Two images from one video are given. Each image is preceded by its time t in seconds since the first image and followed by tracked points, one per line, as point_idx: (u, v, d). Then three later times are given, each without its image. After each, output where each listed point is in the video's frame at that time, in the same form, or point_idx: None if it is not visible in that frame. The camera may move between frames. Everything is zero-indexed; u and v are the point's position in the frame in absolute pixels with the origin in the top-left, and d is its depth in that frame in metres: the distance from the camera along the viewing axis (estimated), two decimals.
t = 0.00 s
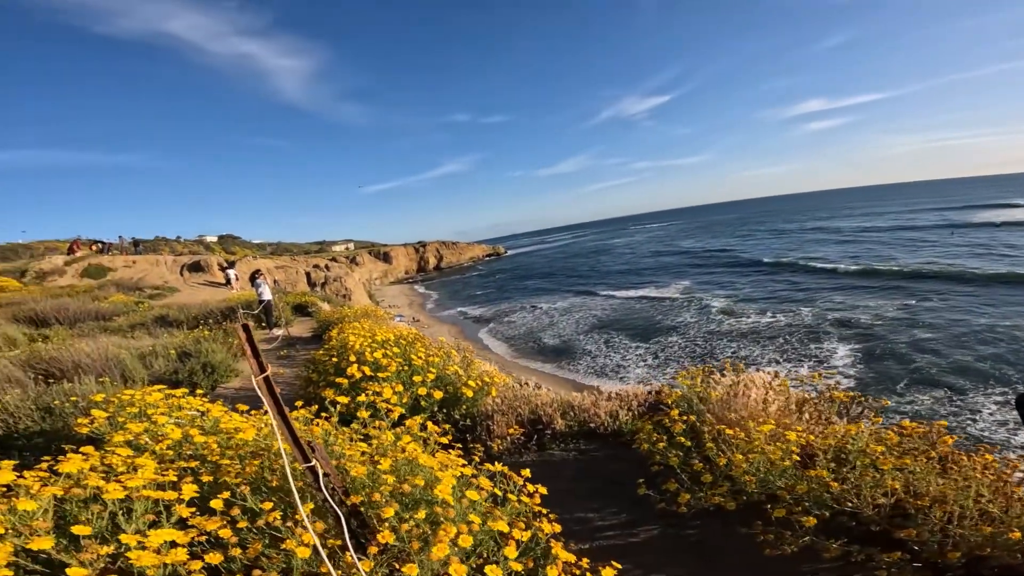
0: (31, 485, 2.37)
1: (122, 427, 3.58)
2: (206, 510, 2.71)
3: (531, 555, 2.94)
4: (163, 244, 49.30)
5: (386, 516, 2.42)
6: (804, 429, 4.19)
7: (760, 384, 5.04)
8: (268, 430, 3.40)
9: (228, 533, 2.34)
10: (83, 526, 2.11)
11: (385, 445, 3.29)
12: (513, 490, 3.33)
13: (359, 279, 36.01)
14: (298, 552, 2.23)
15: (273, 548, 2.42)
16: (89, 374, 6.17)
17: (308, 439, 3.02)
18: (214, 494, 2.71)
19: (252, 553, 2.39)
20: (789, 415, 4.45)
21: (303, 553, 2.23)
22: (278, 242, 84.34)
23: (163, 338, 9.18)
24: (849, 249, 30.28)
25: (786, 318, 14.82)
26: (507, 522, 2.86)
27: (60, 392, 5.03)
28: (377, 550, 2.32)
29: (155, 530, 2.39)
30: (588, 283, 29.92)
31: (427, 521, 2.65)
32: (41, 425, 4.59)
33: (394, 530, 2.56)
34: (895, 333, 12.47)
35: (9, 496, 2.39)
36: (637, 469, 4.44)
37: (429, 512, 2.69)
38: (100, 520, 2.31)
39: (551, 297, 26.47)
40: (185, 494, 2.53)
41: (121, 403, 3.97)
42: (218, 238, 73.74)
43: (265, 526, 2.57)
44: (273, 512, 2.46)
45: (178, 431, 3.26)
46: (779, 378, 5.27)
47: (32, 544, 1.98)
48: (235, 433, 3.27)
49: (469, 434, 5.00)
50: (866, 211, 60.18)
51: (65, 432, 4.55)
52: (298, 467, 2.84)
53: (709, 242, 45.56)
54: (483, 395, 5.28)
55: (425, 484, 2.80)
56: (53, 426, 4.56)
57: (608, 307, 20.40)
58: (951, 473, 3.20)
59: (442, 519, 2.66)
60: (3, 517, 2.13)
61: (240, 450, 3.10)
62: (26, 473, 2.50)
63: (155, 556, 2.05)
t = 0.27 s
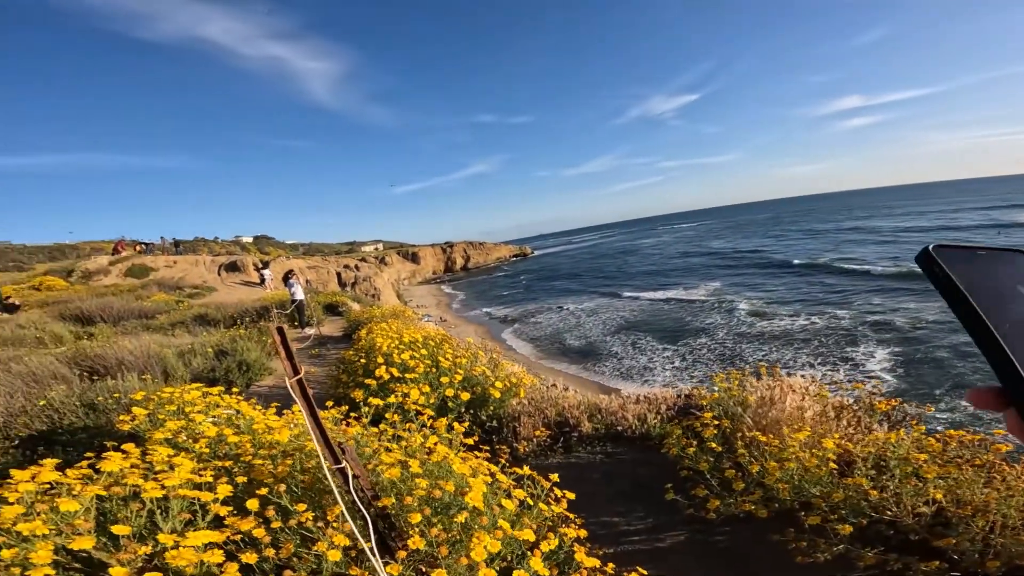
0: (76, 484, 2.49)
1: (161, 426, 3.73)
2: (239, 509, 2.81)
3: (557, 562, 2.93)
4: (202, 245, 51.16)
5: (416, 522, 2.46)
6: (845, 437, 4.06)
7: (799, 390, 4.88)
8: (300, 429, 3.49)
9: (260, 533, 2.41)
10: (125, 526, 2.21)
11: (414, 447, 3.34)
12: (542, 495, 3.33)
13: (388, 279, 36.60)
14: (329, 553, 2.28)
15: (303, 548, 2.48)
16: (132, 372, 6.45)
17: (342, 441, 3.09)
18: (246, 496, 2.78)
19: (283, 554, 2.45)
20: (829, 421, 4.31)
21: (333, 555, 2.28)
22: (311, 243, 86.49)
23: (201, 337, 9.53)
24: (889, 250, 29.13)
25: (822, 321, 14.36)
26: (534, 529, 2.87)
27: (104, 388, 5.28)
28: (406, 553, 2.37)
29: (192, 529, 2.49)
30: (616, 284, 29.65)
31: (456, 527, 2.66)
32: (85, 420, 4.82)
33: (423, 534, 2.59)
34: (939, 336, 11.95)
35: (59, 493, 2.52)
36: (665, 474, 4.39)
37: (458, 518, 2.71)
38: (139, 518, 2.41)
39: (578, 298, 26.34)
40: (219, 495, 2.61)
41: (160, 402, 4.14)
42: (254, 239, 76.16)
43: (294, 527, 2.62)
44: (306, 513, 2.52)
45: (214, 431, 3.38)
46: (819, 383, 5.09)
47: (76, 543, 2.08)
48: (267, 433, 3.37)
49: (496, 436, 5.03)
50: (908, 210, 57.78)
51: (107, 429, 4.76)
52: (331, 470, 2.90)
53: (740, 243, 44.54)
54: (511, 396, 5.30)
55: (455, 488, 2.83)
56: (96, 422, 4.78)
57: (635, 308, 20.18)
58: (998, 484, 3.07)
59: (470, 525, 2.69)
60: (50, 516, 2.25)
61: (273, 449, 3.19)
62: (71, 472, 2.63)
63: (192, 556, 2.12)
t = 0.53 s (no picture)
0: (131, 473, 2.65)
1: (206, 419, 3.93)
2: (278, 501, 2.94)
3: (579, 559, 2.96)
4: (241, 247, 53.00)
5: (439, 515, 2.54)
6: (877, 440, 3.97)
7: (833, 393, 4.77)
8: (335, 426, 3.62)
9: (296, 524, 2.52)
10: (174, 514, 2.35)
11: (443, 444, 3.42)
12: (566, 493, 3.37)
13: (418, 281, 37.06)
14: (361, 543, 2.39)
15: (336, 539, 2.57)
16: (176, 369, 6.77)
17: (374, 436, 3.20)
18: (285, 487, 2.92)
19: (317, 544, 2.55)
20: (861, 424, 4.21)
21: (363, 545, 2.38)
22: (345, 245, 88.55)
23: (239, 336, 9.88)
24: (936, 252, 27.84)
25: (861, 325, 13.83)
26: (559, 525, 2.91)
27: (150, 385, 5.56)
28: (434, 544, 2.47)
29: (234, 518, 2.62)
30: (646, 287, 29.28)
31: (482, 522, 2.74)
32: (132, 415, 5.09)
33: (447, 527, 2.66)
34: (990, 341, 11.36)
35: (114, 480, 2.69)
36: (691, 477, 4.37)
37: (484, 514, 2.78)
38: (187, 507, 2.55)
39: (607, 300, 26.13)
40: (260, 487, 2.74)
41: (202, 397, 4.34)
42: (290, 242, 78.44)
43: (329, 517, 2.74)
44: (340, 504, 2.64)
45: (255, 426, 3.54)
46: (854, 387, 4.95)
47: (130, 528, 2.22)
48: (304, 430, 3.50)
49: (523, 436, 5.08)
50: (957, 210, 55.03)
51: (152, 424, 5.01)
52: (362, 463, 3.02)
53: (776, 244, 43.31)
54: (539, 397, 5.35)
55: (481, 483, 2.90)
56: (142, 417, 5.04)
57: (665, 311, 19.88)
58: None
59: (494, 521, 2.75)
60: (108, 503, 2.40)
61: (310, 444, 3.33)
62: (125, 461, 2.79)
63: (236, 543, 2.25)
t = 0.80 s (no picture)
0: (164, 465, 2.76)
1: (235, 414, 4.07)
2: (301, 494, 3.02)
3: (592, 559, 2.96)
4: (268, 249, 54.24)
5: (453, 509, 2.59)
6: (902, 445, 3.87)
7: (857, 398, 4.67)
8: (359, 423, 3.70)
9: (317, 516, 2.58)
10: (203, 503, 2.44)
11: (462, 442, 3.46)
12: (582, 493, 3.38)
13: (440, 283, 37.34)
14: (378, 535, 2.44)
15: (355, 532, 2.63)
16: (204, 367, 6.97)
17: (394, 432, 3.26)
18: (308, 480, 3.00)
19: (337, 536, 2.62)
20: (886, 430, 4.11)
21: (381, 537, 2.43)
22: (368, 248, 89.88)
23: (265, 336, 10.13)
24: (974, 255, 26.82)
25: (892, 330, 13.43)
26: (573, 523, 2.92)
27: (179, 383, 5.74)
28: (450, 539, 2.51)
29: (260, 509, 2.71)
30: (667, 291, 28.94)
31: (497, 518, 2.77)
32: (162, 410, 5.27)
33: (462, 522, 2.70)
34: None
35: (149, 470, 2.82)
36: (709, 479, 4.33)
37: (501, 511, 2.81)
38: (216, 498, 2.64)
39: (628, 303, 25.93)
40: (284, 479, 2.82)
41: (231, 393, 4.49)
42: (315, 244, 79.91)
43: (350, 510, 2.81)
44: (360, 498, 2.70)
45: (281, 421, 3.64)
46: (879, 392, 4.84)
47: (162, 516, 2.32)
48: (328, 426, 3.59)
49: (540, 436, 5.09)
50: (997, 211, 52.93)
51: (182, 421, 5.18)
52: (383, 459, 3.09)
53: (804, 247, 42.30)
54: (557, 398, 5.36)
55: (497, 480, 2.94)
56: (171, 413, 5.21)
57: (688, 315, 19.63)
58: None
59: (508, 517, 2.78)
60: (143, 492, 2.51)
61: (334, 439, 3.41)
62: (159, 453, 2.91)
63: (260, 532, 2.33)
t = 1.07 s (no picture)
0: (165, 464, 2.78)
1: (239, 414, 4.10)
2: (302, 492, 3.04)
3: (589, 559, 2.96)
4: (274, 251, 54.54)
5: (451, 507, 2.61)
6: (902, 449, 3.88)
7: (859, 402, 4.67)
8: (360, 424, 3.73)
9: (316, 515, 2.60)
10: (203, 502, 2.46)
11: (462, 443, 3.48)
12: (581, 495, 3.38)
13: (444, 285, 37.41)
14: (376, 533, 2.46)
15: (354, 530, 2.64)
16: (210, 367, 7.04)
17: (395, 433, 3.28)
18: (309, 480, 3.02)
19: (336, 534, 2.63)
20: (885, 434, 4.12)
21: (379, 535, 2.45)
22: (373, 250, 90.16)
23: (270, 337, 10.19)
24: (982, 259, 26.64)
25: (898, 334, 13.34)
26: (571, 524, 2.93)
27: (185, 382, 5.80)
28: (447, 536, 2.53)
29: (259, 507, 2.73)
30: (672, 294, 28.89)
31: (495, 518, 2.78)
32: (167, 410, 5.32)
33: (459, 521, 2.71)
34: None
35: (151, 469, 2.84)
36: (709, 482, 4.32)
37: (499, 510, 2.83)
38: (215, 497, 2.66)
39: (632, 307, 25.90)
40: (285, 479, 2.85)
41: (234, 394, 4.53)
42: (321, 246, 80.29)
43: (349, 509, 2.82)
44: (359, 497, 2.72)
45: (283, 421, 3.67)
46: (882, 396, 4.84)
47: (162, 515, 2.35)
48: (330, 426, 3.61)
49: (541, 438, 5.10)
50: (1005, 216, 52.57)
51: (187, 420, 5.24)
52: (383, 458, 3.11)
53: (810, 251, 42.11)
54: (558, 400, 5.36)
55: (496, 479, 2.95)
56: (177, 412, 5.27)
57: (692, 318, 19.58)
58: None
59: (506, 516, 2.79)
60: (143, 490, 2.53)
61: (335, 439, 3.43)
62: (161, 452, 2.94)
63: (260, 529, 2.35)
